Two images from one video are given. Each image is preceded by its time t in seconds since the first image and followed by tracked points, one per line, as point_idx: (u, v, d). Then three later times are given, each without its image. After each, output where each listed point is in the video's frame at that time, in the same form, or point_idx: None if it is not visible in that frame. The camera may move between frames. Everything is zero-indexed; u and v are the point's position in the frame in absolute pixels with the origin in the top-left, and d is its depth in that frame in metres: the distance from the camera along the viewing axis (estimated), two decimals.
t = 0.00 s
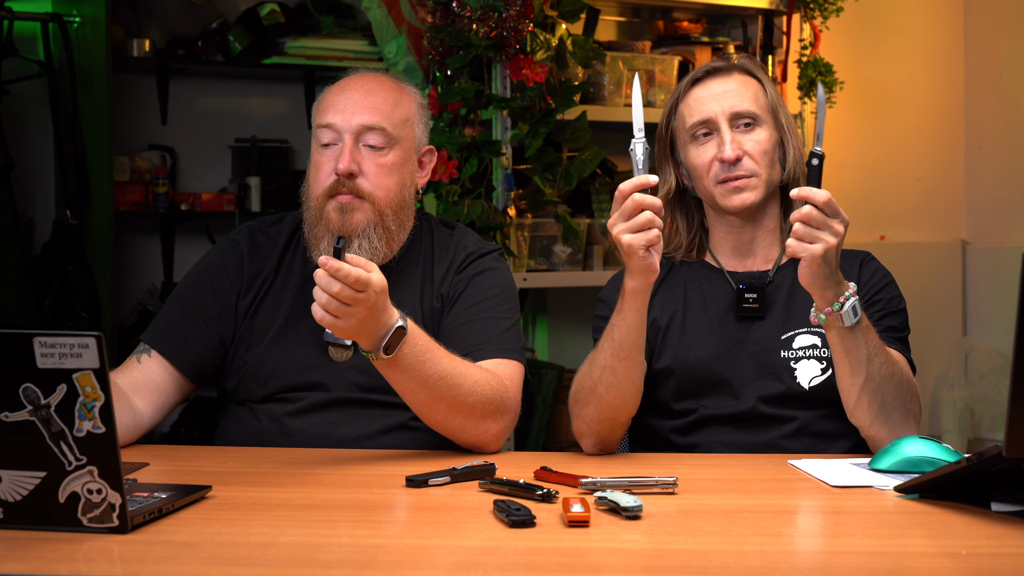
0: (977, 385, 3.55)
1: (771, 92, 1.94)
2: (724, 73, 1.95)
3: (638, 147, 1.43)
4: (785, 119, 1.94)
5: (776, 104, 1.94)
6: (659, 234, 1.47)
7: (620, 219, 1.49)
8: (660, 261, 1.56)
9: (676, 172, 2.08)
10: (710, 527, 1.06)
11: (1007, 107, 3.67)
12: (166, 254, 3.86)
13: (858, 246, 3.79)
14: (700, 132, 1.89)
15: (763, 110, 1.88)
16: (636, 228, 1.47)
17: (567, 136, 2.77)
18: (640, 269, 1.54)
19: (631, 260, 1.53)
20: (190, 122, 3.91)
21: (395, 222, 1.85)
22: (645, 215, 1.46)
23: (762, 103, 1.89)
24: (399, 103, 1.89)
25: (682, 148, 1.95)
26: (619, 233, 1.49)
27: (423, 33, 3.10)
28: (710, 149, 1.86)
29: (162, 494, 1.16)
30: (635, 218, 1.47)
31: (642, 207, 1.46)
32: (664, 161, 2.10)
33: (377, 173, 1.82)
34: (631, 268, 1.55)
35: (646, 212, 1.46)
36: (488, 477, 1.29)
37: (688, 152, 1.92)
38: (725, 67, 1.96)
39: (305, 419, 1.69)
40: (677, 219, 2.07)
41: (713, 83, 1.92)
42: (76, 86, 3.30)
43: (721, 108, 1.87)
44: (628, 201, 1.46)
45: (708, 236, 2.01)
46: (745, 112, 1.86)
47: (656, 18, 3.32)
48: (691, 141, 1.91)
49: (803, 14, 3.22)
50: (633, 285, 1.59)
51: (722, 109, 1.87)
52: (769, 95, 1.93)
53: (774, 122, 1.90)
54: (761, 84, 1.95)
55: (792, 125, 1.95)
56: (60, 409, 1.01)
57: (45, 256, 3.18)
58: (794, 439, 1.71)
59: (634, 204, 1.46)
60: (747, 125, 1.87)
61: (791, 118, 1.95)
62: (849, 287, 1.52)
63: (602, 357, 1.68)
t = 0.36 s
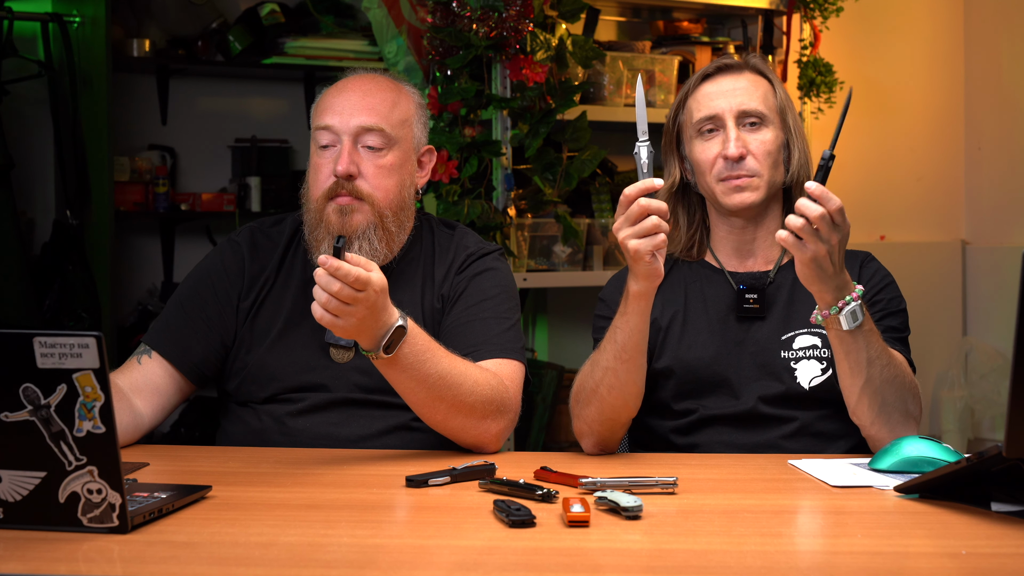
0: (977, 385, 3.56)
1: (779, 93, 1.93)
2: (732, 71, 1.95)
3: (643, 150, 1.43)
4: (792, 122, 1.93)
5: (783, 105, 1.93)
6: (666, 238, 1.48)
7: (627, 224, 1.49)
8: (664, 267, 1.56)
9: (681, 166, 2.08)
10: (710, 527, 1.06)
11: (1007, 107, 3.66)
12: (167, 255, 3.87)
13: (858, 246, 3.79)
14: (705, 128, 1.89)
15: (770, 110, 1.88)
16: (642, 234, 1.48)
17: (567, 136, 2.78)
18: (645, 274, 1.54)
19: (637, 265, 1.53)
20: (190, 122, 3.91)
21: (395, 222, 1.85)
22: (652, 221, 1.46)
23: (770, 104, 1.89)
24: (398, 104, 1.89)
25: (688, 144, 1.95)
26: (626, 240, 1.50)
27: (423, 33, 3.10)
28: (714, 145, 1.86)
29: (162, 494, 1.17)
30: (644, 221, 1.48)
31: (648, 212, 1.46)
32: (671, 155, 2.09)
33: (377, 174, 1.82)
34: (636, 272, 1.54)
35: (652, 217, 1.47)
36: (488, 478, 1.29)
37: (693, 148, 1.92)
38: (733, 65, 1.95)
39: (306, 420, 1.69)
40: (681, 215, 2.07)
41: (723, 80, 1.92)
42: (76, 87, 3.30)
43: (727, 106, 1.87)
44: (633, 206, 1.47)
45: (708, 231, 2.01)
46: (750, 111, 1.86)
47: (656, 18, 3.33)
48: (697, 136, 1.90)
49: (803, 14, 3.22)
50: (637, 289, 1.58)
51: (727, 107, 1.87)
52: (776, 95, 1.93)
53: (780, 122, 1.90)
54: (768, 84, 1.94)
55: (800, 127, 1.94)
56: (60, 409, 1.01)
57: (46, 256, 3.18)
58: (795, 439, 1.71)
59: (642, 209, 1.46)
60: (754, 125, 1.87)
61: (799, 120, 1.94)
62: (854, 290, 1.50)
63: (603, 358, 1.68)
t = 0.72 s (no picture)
0: (977, 385, 3.56)
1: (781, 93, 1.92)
2: (733, 70, 1.95)
3: (644, 151, 1.43)
4: (795, 124, 1.91)
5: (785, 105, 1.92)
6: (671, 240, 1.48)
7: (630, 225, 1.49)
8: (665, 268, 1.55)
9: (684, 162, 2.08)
10: (710, 527, 1.06)
11: (1007, 107, 3.66)
12: (167, 254, 3.86)
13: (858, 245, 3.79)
14: (703, 128, 1.89)
15: (769, 110, 1.88)
16: (647, 235, 1.48)
17: (567, 136, 2.77)
18: (647, 276, 1.54)
19: (640, 267, 1.53)
20: (190, 122, 3.91)
21: (395, 223, 1.85)
22: (657, 222, 1.46)
23: (769, 104, 1.88)
24: (397, 104, 1.89)
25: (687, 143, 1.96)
26: (631, 242, 1.50)
27: (423, 33, 3.10)
28: (709, 144, 1.86)
29: (162, 494, 1.16)
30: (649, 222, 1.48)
31: (652, 213, 1.46)
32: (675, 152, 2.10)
33: (376, 175, 1.82)
34: (638, 273, 1.54)
35: (656, 219, 1.47)
36: (488, 478, 1.29)
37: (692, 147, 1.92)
38: (734, 64, 1.95)
39: (306, 420, 1.69)
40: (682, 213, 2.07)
41: (727, 79, 1.91)
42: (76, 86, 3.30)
43: (725, 106, 1.87)
44: (637, 207, 1.47)
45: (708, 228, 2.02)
46: (748, 111, 1.86)
47: (656, 18, 3.33)
48: (695, 136, 1.91)
49: (803, 14, 3.22)
50: (637, 290, 1.58)
51: (725, 107, 1.87)
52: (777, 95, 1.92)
53: (779, 123, 1.89)
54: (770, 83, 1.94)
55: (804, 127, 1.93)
56: (60, 409, 1.01)
57: (46, 257, 3.17)
58: (795, 439, 1.71)
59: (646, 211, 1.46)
60: (751, 127, 1.87)
61: (801, 121, 1.93)
62: (851, 292, 1.51)
63: (602, 358, 1.67)
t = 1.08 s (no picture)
0: (977, 385, 3.56)
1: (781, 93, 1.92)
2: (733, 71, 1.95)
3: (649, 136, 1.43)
4: (794, 123, 1.91)
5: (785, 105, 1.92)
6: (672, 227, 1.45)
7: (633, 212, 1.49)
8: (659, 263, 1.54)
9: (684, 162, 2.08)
10: (710, 527, 1.06)
11: (1007, 107, 3.66)
12: (166, 254, 3.86)
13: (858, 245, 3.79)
14: (703, 128, 1.89)
15: (768, 111, 1.87)
16: (648, 223, 1.47)
17: (567, 136, 2.76)
18: (642, 269, 1.52)
19: (638, 258, 1.51)
20: (190, 122, 3.91)
21: (394, 223, 1.85)
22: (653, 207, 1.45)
23: (769, 105, 1.88)
24: (395, 104, 1.89)
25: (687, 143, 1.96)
26: (633, 229, 1.48)
27: (423, 33, 3.09)
28: (709, 145, 1.86)
29: (162, 494, 1.17)
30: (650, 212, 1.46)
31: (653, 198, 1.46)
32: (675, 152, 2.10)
33: (374, 175, 1.82)
34: (634, 266, 1.53)
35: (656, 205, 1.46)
36: (488, 477, 1.29)
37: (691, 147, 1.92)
38: (735, 64, 1.95)
39: (306, 419, 1.70)
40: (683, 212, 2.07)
41: (726, 80, 1.91)
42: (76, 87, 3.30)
43: (723, 105, 1.87)
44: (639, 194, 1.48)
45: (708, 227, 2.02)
46: (747, 111, 1.86)
47: (656, 18, 3.33)
48: (695, 136, 1.91)
49: (803, 14, 3.22)
50: (626, 286, 1.56)
51: (723, 107, 1.87)
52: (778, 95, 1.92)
53: (778, 123, 1.89)
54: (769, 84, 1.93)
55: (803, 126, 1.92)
56: (60, 409, 1.01)
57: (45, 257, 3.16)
58: (795, 439, 1.71)
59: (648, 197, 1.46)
60: (749, 127, 1.87)
61: (800, 120, 1.92)
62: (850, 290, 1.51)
63: (601, 358, 1.67)
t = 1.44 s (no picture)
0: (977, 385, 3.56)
1: (765, 91, 1.93)
2: (715, 71, 1.95)
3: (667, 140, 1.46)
4: (779, 119, 1.91)
5: (771, 103, 1.92)
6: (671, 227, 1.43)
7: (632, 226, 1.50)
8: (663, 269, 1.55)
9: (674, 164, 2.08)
10: (710, 527, 1.06)
11: (1007, 106, 3.66)
12: (166, 255, 3.86)
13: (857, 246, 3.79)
14: (686, 131, 1.89)
15: (751, 109, 1.88)
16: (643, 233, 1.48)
17: (567, 136, 2.76)
18: (646, 277, 1.53)
19: (640, 267, 1.52)
20: (190, 122, 3.92)
21: (393, 223, 1.85)
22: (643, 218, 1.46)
23: (751, 104, 1.89)
24: (393, 104, 1.89)
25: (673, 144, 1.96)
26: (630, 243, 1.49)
27: (423, 33, 3.09)
28: (693, 147, 1.86)
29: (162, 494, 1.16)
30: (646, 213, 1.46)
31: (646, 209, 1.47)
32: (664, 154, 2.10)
33: (373, 176, 1.82)
34: (639, 274, 1.53)
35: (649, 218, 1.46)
36: (488, 477, 1.29)
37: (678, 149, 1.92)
38: (716, 65, 1.95)
39: (305, 419, 1.70)
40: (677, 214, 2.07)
41: (704, 82, 1.92)
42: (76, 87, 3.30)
43: (707, 106, 1.88)
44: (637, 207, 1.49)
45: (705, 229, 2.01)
46: (730, 110, 1.86)
47: (656, 17, 3.33)
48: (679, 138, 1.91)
49: (803, 14, 3.22)
50: (633, 292, 1.58)
51: (708, 108, 1.88)
52: (761, 93, 1.92)
53: (763, 121, 1.89)
54: (752, 82, 1.94)
55: (786, 122, 1.93)
56: (60, 409, 1.01)
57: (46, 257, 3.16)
58: (794, 439, 1.71)
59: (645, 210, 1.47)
60: (731, 125, 1.87)
61: (785, 117, 1.93)
62: (852, 295, 1.50)
63: (601, 360, 1.67)
